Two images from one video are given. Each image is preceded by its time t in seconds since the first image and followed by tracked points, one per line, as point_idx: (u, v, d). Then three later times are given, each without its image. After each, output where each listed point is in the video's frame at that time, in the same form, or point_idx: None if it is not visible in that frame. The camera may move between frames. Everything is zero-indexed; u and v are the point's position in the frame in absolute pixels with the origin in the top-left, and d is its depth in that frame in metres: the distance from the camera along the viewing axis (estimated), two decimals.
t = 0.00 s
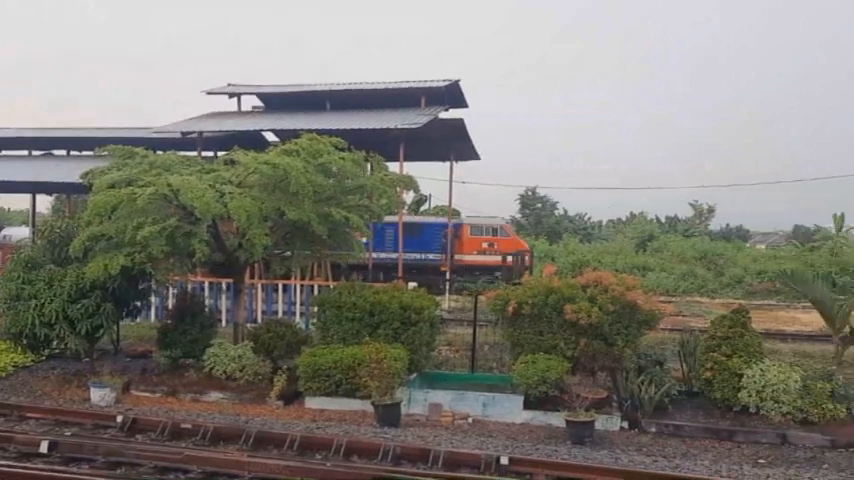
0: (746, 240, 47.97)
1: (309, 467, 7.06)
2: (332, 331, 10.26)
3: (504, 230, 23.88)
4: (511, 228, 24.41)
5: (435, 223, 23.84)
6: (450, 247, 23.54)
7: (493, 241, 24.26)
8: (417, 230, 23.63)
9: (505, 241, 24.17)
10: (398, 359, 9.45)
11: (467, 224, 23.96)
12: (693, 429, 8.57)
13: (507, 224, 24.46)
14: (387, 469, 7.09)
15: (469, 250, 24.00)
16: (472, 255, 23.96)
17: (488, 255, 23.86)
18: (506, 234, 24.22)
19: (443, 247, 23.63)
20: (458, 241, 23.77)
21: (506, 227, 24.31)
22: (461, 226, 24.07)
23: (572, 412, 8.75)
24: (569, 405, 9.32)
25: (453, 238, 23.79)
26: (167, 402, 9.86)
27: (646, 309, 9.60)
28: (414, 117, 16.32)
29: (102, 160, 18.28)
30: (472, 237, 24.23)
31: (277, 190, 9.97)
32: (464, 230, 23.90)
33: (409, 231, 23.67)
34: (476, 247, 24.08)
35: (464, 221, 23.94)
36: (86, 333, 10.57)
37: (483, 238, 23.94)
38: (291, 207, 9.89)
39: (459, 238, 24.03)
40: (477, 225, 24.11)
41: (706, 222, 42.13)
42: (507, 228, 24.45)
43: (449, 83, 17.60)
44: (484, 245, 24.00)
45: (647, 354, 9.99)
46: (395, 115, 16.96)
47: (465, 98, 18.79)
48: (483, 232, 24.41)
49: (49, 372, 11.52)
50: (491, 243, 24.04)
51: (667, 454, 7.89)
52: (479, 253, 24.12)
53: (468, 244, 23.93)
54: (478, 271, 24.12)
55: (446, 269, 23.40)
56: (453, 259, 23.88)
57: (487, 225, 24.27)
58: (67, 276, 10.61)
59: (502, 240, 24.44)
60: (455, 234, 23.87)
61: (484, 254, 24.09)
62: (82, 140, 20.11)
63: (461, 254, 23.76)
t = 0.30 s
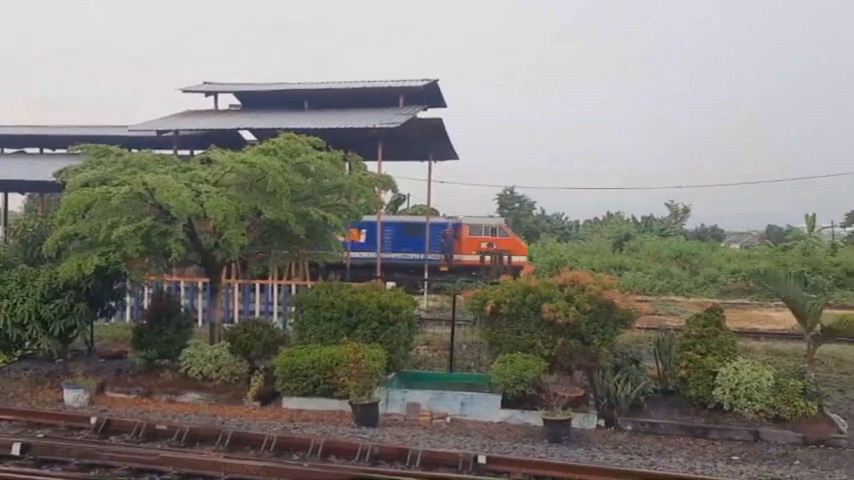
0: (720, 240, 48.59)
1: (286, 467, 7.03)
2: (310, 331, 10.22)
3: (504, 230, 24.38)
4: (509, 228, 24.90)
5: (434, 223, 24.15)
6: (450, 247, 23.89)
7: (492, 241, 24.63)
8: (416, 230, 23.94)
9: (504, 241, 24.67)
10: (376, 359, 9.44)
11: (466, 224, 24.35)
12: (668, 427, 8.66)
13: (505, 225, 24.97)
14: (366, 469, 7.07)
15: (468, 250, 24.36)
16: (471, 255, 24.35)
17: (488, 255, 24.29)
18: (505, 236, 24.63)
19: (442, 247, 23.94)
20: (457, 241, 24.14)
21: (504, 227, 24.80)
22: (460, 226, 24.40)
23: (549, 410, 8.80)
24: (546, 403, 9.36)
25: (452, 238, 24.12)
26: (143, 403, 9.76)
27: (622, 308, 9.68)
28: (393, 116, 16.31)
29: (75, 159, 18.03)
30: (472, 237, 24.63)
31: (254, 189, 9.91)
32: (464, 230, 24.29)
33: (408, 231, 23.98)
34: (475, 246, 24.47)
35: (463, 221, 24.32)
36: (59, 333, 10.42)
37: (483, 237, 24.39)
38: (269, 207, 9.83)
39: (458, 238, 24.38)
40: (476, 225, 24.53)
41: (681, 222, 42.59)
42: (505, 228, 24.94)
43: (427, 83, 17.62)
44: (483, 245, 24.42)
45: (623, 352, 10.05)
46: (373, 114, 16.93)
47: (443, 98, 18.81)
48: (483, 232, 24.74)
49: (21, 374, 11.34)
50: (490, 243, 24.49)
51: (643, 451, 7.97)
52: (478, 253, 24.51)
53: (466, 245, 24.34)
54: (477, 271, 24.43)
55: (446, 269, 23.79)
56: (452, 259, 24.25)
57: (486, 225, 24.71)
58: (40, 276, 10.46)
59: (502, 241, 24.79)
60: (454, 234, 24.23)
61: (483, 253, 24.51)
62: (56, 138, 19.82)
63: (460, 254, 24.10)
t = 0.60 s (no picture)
0: (689, 239, 49.29)
1: (259, 468, 7.00)
2: (283, 331, 10.18)
3: (498, 230, 24.85)
4: (503, 229, 25.33)
5: (428, 223, 24.57)
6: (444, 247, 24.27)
7: (486, 241, 25.05)
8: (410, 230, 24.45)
9: (498, 241, 25.15)
10: (350, 359, 9.44)
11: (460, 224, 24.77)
12: (639, 424, 8.78)
13: (499, 224, 25.37)
14: (339, 469, 7.07)
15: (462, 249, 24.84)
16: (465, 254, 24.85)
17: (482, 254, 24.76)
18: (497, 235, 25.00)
19: (437, 247, 24.40)
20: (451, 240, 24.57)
21: (499, 228, 25.27)
22: (454, 226, 24.82)
23: (521, 408, 8.87)
24: (519, 402, 9.43)
25: (446, 238, 24.52)
26: (113, 404, 9.65)
27: (594, 307, 9.80)
28: (367, 116, 16.30)
29: (43, 157, 17.75)
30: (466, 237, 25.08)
31: (226, 188, 9.84)
32: (458, 230, 24.76)
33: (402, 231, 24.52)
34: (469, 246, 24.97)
35: (457, 221, 24.77)
36: (27, 334, 10.34)
37: (477, 237, 24.88)
38: (241, 206, 9.77)
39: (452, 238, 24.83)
40: (470, 225, 24.97)
41: (651, 222, 43.09)
42: (500, 228, 25.44)
43: (401, 83, 17.64)
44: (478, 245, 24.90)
45: (595, 350, 10.15)
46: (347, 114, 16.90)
47: (417, 97, 18.84)
48: (477, 232, 25.18)
49: None
50: (485, 243, 24.95)
51: (614, 448, 8.07)
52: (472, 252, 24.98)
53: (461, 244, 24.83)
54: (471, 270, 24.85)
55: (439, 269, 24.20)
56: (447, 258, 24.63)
57: (480, 225, 25.17)
58: (6, 276, 10.29)
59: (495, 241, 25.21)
60: (448, 234, 24.64)
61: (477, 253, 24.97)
62: (23, 136, 19.49)
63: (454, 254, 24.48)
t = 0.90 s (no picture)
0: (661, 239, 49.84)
1: (230, 470, 6.92)
2: (256, 331, 10.07)
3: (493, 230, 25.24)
4: (498, 229, 25.74)
5: (424, 223, 24.66)
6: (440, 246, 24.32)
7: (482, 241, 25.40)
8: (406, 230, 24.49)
9: (495, 241, 25.54)
10: (324, 359, 9.38)
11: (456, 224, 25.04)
12: (612, 422, 8.83)
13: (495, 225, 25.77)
14: (312, 471, 7.01)
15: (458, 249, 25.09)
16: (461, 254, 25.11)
17: (478, 254, 25.03)
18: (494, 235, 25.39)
19: (433, 246, 24.45)
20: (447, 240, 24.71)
21: (494, 228, 25.67)
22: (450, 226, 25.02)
23: (496, 408, 8.88)
24: (493, 401, 9.41)
25: (442, 237, 24.56)
26: (81, 407, 9.46)
27: (567, 306, 9.85)
28: (341, 115, 16.23)
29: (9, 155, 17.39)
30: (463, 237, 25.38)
31: (198, 187, 9.71)
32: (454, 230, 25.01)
33: (397, 231, 24.55)
34: (465, 246, 25.26)
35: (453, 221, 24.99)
36: None
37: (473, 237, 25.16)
38: (213, 206, 9.64)
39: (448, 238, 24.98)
40: (466, 225, 25.24)
41: (624, 221, 43.50)
42: (496, 228, 25.76)
43: (376, 82, 17.59)
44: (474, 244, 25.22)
45: (569, 349, 10.18)
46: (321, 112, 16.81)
47: (392, 97, 18.80)
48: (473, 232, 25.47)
49: None
50: (480, 242, 25.27)
51: (587, 447, 8.10)
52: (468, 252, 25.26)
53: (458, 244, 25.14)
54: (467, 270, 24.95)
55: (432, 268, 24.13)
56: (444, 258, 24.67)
57: (476, 225, 25.48)
58: None
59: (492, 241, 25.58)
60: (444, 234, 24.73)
61: (473, 253, 25.25)
62: None
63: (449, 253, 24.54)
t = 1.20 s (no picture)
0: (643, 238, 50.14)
1: (212, 471, 6.89)
2: (238, 332, 10.02)
3: (499, 230, 24.90)
4: (502, 228, 25.41)
5: (428, 223, 24.98)
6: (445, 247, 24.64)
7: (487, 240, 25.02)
8: (410, 229, 24.74)
9: (499, 241, 25.16)
10: (308, 359, 9.44)
11: (459, 224, 24.84)
12: (595, 421, 8.87)
13: (500, 223, 25.29)
14: (295, 471, 6.99)
15: (462, 249, 24.89)
16: (466, 255, 24.91)
17: (484, 254, 24.83)
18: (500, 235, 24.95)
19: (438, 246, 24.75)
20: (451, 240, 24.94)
21: (498, 227, 25.39)
22: (454, 226, 25.16)
23: (479, 407, 8.89)
24: (477, 400, 9.39)
25: (447, 237, 24.91)
26: (61, 408, 9.36)
27: (551, 305, 9.91)
28: (325, 114, 16.20)
29: None
30: (467, 236, 25.13)
31: (180, 186, 9.64)
32: (459, 230, 24.90)
33: (401, 231, 24.79)
34: (469, 246, 25.04)
35: (457, 221, 25.09)
36: None
37: (477, 237, 24.84)
38: (195, 205, 9.57)
39: (452, 238, 25.11)
40: (471, 225, 25.21)
41: (608, 221, 43.74)
42: (501, 227, 25.26)
43: (360, 81, 17.57)
44: (479, 245, 24.98)
45: (553, 348, 10.22)
46: (305, 111, 16.76)
47: (376, 96, 18.79)
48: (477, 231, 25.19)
49: None
50: (485, 242, 25.03)
51: (570, 445, 8.13)
52: (473, 253, 25.07)
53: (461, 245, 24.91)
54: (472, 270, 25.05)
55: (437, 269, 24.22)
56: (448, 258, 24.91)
57: (480, 224, 25.10)
58: None
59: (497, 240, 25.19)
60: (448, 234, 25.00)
61: (478, 253, 25.04)
62: None
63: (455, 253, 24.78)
